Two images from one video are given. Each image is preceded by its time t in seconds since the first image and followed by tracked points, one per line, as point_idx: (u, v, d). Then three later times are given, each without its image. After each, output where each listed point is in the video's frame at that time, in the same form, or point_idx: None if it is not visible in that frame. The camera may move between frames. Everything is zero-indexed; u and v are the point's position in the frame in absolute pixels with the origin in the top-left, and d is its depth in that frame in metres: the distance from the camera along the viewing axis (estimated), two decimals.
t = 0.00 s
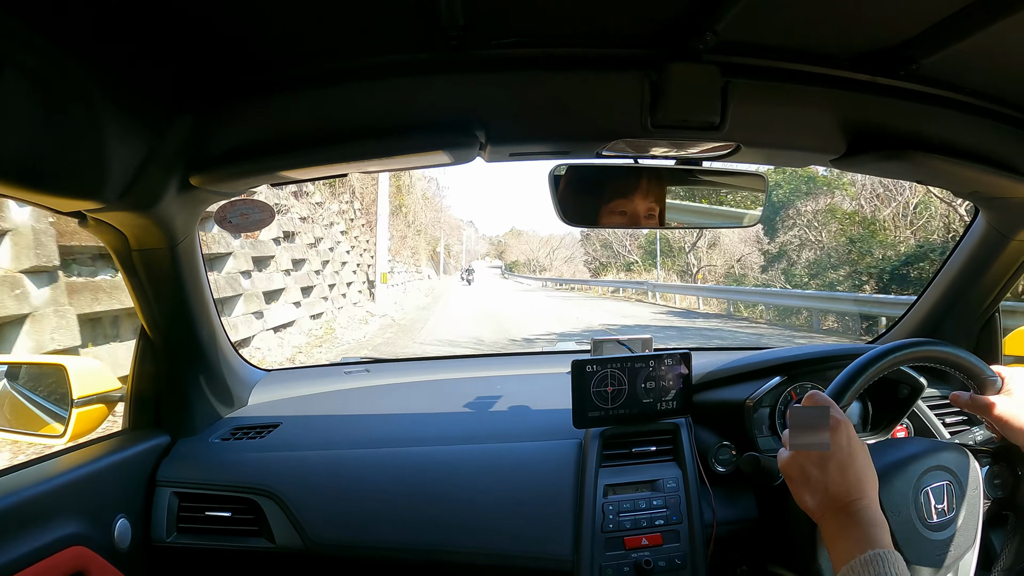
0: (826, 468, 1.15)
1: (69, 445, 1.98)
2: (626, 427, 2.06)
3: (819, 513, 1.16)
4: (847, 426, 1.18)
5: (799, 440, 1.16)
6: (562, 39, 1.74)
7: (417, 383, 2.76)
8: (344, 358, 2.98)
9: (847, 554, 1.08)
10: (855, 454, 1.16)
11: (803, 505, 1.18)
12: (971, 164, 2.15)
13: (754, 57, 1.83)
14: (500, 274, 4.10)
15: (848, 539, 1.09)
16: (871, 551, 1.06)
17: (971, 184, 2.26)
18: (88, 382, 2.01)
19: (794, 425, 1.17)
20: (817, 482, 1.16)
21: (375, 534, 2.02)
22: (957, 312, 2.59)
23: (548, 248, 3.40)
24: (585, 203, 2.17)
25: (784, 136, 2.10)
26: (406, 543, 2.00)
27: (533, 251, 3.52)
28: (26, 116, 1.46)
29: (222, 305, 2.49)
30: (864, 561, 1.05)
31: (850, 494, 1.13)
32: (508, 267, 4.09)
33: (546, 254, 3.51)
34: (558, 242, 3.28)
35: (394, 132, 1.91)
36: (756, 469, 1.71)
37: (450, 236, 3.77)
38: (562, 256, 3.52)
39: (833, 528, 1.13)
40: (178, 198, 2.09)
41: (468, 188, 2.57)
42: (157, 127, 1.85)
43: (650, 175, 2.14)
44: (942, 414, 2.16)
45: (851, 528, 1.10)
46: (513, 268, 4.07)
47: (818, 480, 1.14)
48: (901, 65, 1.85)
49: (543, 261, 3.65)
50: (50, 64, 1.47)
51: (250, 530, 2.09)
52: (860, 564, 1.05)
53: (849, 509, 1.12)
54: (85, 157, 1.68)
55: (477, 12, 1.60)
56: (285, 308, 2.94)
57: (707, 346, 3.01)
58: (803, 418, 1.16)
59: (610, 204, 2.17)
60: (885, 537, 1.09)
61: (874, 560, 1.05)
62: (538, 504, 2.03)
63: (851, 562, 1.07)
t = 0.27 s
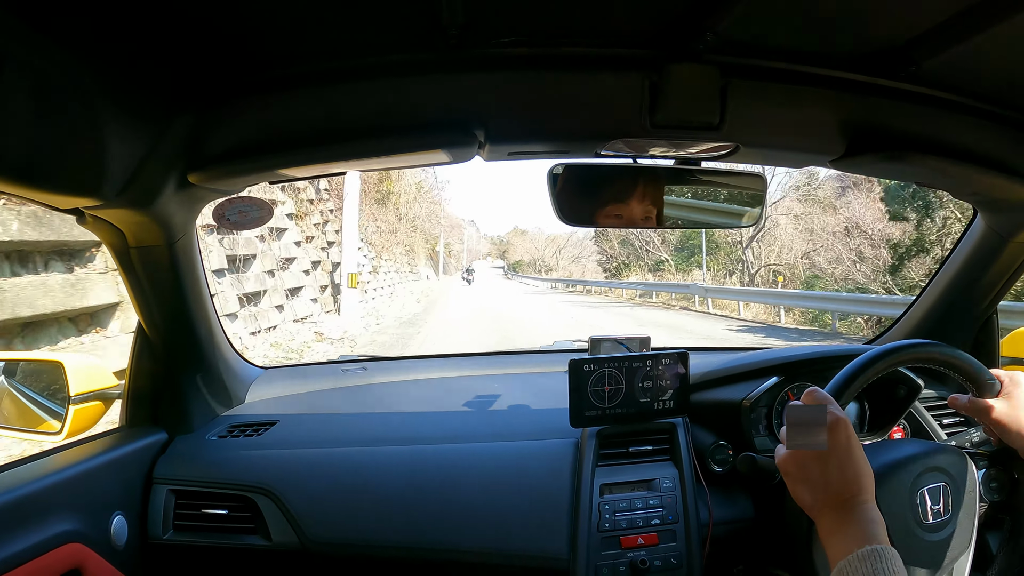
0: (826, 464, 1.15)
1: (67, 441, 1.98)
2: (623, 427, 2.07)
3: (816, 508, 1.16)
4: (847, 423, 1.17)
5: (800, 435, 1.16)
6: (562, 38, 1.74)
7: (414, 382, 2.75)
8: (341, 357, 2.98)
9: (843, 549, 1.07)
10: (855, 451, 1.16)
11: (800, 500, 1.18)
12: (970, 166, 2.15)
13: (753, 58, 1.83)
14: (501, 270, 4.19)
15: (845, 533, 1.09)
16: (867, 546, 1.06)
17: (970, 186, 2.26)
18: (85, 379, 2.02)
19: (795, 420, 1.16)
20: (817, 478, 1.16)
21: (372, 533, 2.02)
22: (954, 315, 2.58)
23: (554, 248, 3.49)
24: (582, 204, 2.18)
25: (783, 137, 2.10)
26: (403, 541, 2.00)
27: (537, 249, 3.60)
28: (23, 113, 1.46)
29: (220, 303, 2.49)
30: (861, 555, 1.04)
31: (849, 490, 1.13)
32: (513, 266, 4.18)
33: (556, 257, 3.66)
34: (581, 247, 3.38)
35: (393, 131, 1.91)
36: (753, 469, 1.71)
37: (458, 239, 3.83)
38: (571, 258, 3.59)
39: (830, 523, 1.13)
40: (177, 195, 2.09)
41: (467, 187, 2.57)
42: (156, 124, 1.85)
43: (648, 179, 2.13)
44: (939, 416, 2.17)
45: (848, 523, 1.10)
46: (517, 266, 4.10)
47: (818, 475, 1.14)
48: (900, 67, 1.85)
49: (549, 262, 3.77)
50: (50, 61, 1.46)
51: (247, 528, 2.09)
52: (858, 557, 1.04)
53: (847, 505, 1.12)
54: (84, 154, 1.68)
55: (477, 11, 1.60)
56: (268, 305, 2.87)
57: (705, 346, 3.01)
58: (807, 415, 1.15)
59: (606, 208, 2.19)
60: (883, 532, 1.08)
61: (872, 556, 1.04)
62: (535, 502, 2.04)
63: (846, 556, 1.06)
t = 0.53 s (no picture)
0: (827, 459, 1.15)
1: (66, 442, 1.98)
2: (623, 429, 2.07)
3: (818, 505, 1.16)
4: (850, 420, 1.16)
5: (803, 433, 1.15)
6: (562, 41, 1.74)
7: (414, 383, 2.75)
8: (341, 358, 2.98)
9: (844, 544, 1.07)
10: (857, 447, 1.15)
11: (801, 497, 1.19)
12: (970, 169, 2.15)
13: (754, 61, 1.83)
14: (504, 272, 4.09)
15: (846, 529, 1.08)
16: (868, 541, 1.05)
17: (970, 188, 2.26)
18: (84, 380, 2.01)
19: (796, 417, 1.16)
20: (817, 472, 1.16)
21: (371, 535, 2.02)
22: (954, 319, 2.58)
23: (560, 247, 3.44)
24: (582, 207, 2.18)
25: (783, 140, 2.10)
26: (403, 543, 2.00)
27: (536, 250, 3.57)
28: (23, 115, 1.46)
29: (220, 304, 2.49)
30: (862, 550, 1.03)
31: (850, 486, 1.13)
32: (516, 266, 4.08)
33: (564, 257, 3.60)
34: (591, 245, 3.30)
35: (392, 133, 1.91)
36: (754, 472, 1.73)
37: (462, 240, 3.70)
38: (578, 257, 3.56)
39: (831, 518, 1.12)
40: (176, 196, 2.09)
41: (467, 189, 2.57)
42: (156, 126, 1.85)
43: (646, 179, 2.16)
44: (939, 419, 2.16)
45: (849, 518, 1.09)
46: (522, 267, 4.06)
47: (818, 470, 1.14)
48: (901, 70, 1.85)
49: (555, 262, 3.74)
50: (50, 62, 1.46)
51: (246, 530, 2.09)
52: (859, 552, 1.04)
53: (848, 500, 1.11)
54: (83, 155, 1.68)
55: (477, 13, 1.59)
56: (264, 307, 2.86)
57: (706, 349, 3.01)
58: (809, 413, 1.14)
59: (604, 209, 2.20)
60: (884, 528, 1.07)
61: (872, 550, 1.03)
62: (534, 505, 2.03)
63: (847, 551, 1.05)
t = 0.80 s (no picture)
0: (827, 462, 1.15)
1: (66, 445, 1.97)
2: (625, 430, 2.07)
3: (819, 508, 1.16)
4: (850, 423, 1.18)
5: (802, 434, 1.16)
6: (563, 42, 1.74)
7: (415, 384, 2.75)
8: (342, 359, 2.97)
9: (845, 547, 1.06)
10: (857, 451, 1.16)
11: (803, 499, 1.18)
12: (971, 169, 2.15)
13: (755, 61, 1.83)
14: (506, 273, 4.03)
15: (846, 532, 1.08)
16: (869, 545, 1.04)
17: (971, 189, 2.26)
18: (85, 381, 2.01)
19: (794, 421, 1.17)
20: (818, 475, 1.16)
21: (373, 536, 2.02)
22: (955, 318, 2.59)
23: (567, 245, 3.43)
24: (582, 207, 2.18)
25: (784, 140, 2.10)
26: (405, 543, 2.00)
27: (540, 250, 3.51)
28: (25, 117, 1.46)
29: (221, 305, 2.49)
30: (863, 553, 1.03)
31: (850, 489, 1.13)
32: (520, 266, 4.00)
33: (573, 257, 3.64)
34: (599, 244, 3.37)
35: (393, 134, 1.91)
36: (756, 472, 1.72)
37: (464, 239, 3.63)
38: (589, 255, 3.60)
39: (832, 522, 1.12)
40: (178, 197, 2.09)
41: (468, 189, 2.57)
42: (158, 127, 1.85)
43: (647, 177, 2.17)
44: (940, 419, 2.16)
45: (849, 522, 1.09)
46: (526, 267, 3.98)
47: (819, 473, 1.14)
48: (902, 71, 1.85)
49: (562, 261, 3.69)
50: (52, 64, 1.46)
51: (247, 531, 2.09)
52: (860, 556, 1.03)
53: (848, 503, 1.11)
54: (85, 156, 1.68)
55: (479, 15, 1.60)
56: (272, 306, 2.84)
57: (707, 349, 3.01)
58: (805, 416, 1.16)
59: (605, 206, 2.19)
60: (885, 532, 1.07)
61: (873, 555, 1.02)
62: (536, 505, 2.03)
63: (849, 555, 1.05)
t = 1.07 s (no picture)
0: (827, 466, 1.15)
1: (65, 445, 1.96)
2: (625, 430, 2.06)
3: (819, 512, 1.15)
4: (849, 427, 1.18)
5: (802, 437, 1.16)
6: (564, 41, 1.74)
7: (414, 384, 2.75)
8: (342, 359, 2.97)
9: (845, 551, 1.07)
10: (857, 454, 1.16)
11: (802, 502, 1.18)
12: (972, 169, 2.15)
13: (756, 60, 1.82)
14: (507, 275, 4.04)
15: (846, 536, 1.08)
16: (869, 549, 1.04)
17: (972, 189, 2.26)
18: (84, 380, 1.99)
19: (795, 423, 1.17)
20: (818, 479, 1.16)
21: (373, 536, 2.01)
22: (955, 319, 2.59)
23: (577, 244, 3.39)
24: (583, 206, 2.18)
25: (784, 139, 2.10)
26: (405, 544, 2.00)
27: (545, 248, 3.45)
28: (25, 115, 1.46)
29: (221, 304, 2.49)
30: (863, 557, 1.03)
31: (850, 493, 1.13)
32: (526, 266, 3.90)
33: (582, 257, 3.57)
34: (609, 242, 3.28)
35: (393, 134, 1.91)
36: (755, 473, 1.70)
37: (465, 237, 3.68)
38: (600, 255, 3.53)
39: (832, 526, 1.12)
40: (178, 197, 2.09)
41: (469, 189, 2.57)
42: (158, 126, 1.85)
43: (647, 177, 2.15)
44: (941, 419, 2.16)
45: (849, 526, 1.09)
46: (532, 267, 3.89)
47: (819, 477, 1.14)
48: (903, 70, 1.85)
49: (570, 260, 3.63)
50: (51, 62, 1.46)
51: (247, 531, 2.09)
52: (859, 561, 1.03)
53: (848, 507, 1.11)
54: (85, 155, 1.68)
55: (479, 14, 1.59)
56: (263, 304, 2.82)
57: (708, 349, 3.00)
58: (806, 417, 1.16)
59: (605, 206, 2.18)
60: (884, 535, 1.07)
61: (874, 557, 1.03)
62: (536, 505, 2.03)
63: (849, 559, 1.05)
